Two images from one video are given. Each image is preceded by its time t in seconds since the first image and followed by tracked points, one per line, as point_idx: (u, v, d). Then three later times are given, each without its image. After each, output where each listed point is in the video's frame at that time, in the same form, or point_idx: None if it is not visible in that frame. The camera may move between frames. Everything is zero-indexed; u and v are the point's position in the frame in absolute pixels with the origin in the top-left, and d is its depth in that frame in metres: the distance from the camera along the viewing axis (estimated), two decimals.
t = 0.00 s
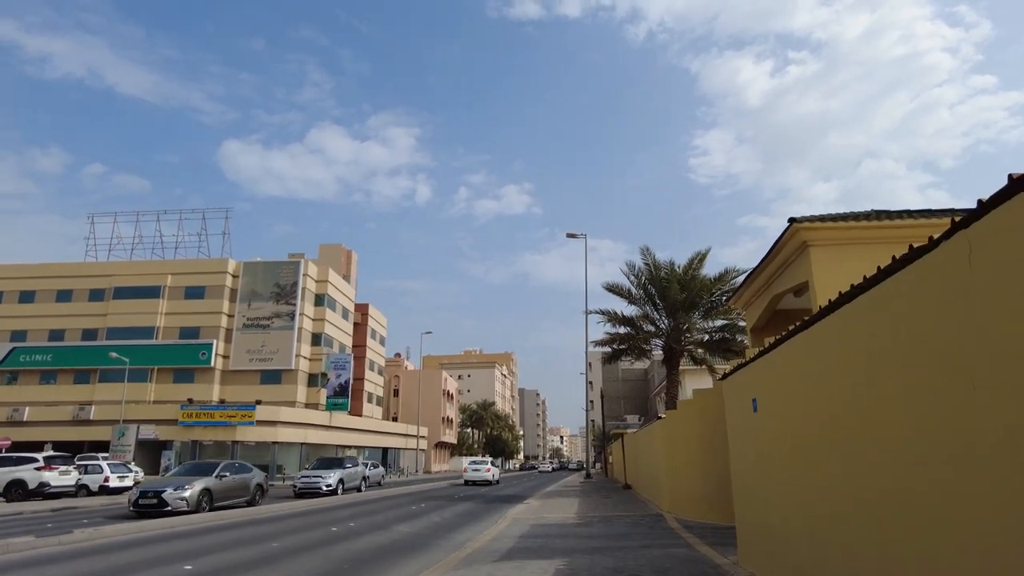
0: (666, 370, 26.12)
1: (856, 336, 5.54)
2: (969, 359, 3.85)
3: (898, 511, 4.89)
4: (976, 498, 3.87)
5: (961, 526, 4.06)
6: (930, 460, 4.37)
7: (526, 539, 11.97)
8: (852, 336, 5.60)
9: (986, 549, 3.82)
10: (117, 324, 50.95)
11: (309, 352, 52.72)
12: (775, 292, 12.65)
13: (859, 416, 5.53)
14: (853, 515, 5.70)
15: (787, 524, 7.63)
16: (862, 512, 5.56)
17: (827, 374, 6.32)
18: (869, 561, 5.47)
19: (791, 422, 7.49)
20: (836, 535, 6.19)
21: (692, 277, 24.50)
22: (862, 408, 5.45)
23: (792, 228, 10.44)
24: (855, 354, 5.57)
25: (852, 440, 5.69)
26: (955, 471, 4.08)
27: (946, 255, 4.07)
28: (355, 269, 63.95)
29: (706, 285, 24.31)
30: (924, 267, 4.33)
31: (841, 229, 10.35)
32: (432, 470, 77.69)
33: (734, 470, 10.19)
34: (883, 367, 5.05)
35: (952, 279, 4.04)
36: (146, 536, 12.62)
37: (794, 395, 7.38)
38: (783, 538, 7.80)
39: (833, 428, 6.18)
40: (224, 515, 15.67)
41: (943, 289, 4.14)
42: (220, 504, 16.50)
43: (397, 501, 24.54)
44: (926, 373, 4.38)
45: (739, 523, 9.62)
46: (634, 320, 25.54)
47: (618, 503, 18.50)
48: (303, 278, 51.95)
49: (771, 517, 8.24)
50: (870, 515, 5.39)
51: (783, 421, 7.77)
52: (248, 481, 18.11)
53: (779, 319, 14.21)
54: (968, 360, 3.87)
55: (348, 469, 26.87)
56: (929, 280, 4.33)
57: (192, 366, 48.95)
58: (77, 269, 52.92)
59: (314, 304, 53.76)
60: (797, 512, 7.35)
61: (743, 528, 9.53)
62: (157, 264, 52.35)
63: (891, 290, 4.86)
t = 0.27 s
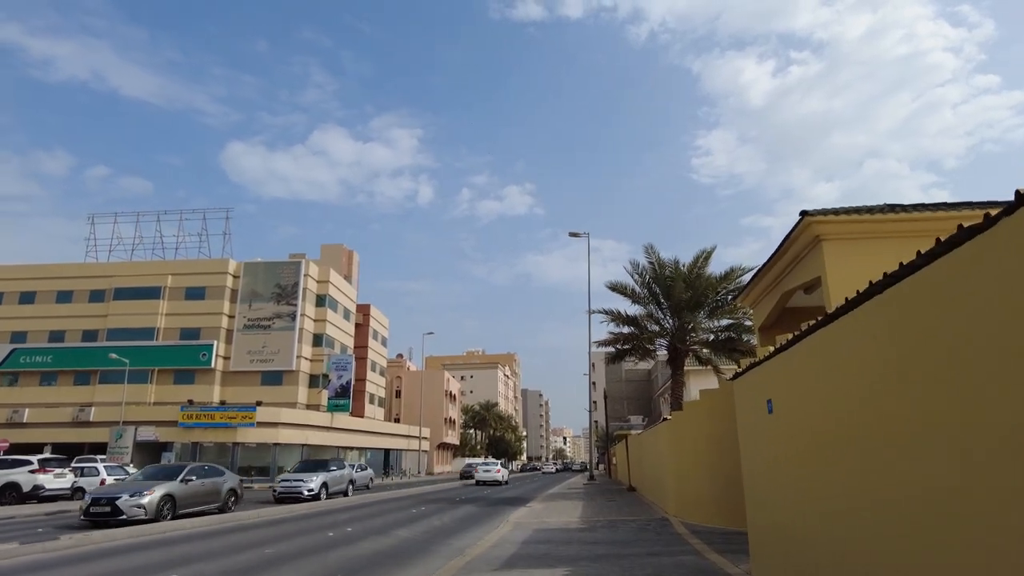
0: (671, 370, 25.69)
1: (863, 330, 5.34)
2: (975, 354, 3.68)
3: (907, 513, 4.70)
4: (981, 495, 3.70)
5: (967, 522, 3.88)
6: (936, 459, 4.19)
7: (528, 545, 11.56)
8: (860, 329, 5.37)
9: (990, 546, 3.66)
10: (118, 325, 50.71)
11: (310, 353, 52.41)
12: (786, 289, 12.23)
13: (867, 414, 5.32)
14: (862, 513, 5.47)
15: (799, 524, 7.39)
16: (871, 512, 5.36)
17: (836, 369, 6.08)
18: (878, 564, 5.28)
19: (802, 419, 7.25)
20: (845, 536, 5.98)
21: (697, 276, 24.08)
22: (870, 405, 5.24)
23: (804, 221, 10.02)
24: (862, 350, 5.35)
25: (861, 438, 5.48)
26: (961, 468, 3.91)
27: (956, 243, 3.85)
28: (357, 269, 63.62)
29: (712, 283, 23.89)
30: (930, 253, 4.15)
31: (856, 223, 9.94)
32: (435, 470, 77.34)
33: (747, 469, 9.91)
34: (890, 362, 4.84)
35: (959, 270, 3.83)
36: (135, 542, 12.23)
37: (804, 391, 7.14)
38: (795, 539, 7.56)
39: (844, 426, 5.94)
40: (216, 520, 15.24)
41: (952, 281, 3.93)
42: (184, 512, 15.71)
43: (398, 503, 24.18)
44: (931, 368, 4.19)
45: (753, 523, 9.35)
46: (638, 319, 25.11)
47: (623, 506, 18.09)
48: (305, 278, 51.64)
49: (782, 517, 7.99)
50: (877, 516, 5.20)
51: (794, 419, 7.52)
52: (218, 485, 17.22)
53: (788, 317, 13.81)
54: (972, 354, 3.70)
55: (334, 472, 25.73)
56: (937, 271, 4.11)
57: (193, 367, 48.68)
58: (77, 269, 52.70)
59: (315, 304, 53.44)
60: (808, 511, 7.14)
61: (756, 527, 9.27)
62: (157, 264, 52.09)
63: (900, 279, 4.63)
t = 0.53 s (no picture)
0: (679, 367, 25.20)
1: (878, 338, 5.82)
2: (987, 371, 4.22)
3: (916, 507, 5.27)
4: (986, 495, 4.29)
5: (970, 524, 4.50)
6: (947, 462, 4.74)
7: (534, 545, 11.14)
8: (874, 339, 5.87)
9: (990, 543, 4.28)
10: (121, 324, 50.52)
11: (315, 352, 52.11)
12: (801, 279, 11.78)
13: (880, 416, 5.82)
14: (872, 509, 6.06)
15: (805, 517, 7.96)
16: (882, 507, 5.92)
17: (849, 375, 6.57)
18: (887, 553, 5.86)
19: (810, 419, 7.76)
20: (855, 529, 6.56)
21: (705, 270, 23.60)
22: (883, 408, 5.76)
23: (822, 206, 9.57)
24: (877, 359, 5.85)
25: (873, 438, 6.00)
26: (966, 477, 4.50)
27: (966, 267, 4.36)
28: (361, 268, 63.29)
29: (720, 278, 23.43)
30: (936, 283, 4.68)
31: (876, 207, 9.46)
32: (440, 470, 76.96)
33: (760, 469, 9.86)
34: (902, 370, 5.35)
35: (970, 293, 4.35)
36: (126, 541, 11.82)
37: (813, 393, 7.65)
38: (800, 532, 8.10)
39: (854, 426, 6.45)
40: (210, 519, 14.81)
41: (963, 301, 4.43)
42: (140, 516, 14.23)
43: (401, 502, 23.79)
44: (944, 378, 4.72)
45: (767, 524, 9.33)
46: (645, 314, 24.65)
47: (632, 505, 17.65)
48: (308, 276, 51.34)
49: (789, 512, 8.51)
50: (889, 511, 5.76)
51: (803, 419, 7.98)
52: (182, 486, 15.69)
53: (803, 308, 13.35)
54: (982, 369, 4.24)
55: (315, 471, 24.29)
56: (948, 292, 4.62)
57: (196, 366, 48.42)
58: (81, 268, 52.51)
59: (319, 303, 53.13)
60: (815, 505, 7.70)
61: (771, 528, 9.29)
62: (160, 263, 51.86)
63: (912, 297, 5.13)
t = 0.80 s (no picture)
0: (684, 367, 24.78)
1: (881, 341, 5.77)
2: (979, 368, 4.17)
3: (920, 511, 5.17)
4: (982, 494, 4.22)
5: (973, 522, 4.36)
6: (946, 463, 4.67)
7: (534, 552, 10.73)
8: (876, 342, 5.82)
9: (991, 545, 4.15)
10: (121, 324, 50.25)
11: (316, 352, 51.80)
12: (811, 276, 11.40)
13: (884, 420, 5.76)
14: (883, 512, 5.89)
15: (811, 523, 7.87)
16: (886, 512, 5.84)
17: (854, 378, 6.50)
18: (891, 558, 5.76)
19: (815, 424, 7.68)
20: (860, 536, 6.47)
21: (710, 268, 23.22)
22: (887, 413, 5.67)
23: (835, 199, 9.17)
24: (880, 360, 5.80)
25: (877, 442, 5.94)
26: (970, 476, 4.35)
27: (961, 266, 4.34)
28: (363, 267, 62.92)
29: (726, 276, 23.04)
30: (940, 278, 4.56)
31: (891, 199, 9.08)
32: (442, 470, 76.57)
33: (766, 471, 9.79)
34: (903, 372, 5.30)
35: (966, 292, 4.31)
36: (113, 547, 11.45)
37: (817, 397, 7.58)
38: (807, 539, 8.00)
39: (859, 430, 6.38)
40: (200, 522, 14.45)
41: (959, 301, 4.39)
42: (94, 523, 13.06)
43: (401, 504, 23.40)
44: (942, 379, 4.66)
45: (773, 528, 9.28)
46: (649, 313, 24.26)
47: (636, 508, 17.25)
48: (310, 276, 51.02)
49: (796, 519, 8.40)
50: (893, 517, 5.67)
51: (809, 423, 7.91)
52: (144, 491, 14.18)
53: (811, 306, 12.98)
54: (981, 370, 4.16)
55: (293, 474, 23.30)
56: (953, 288, 4.48)
57: (197, 366, 48.12)
58: (81, 268, 52.27)
59: (320, 302, 52.80)
60: (821, 511, 7.61)
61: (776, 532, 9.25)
62: (160, 262, 51.55)
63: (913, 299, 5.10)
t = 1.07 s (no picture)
0: (684, 365, 24.42)
1: (905, 326, 5.74)
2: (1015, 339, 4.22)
3: (947, 497, 5.13)
4: None
5: None
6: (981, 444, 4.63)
7: (532, 552, 10.36)
8: (898, 329, 5.79)
9: None
10: (117, 322, 49.86)
11: (313, 351, 51.43)
12: (817, 267, 11.06)
13: (906, 407, 5.72)
14: (912, 504, 5.68)
15: (817, 516, 7.80)
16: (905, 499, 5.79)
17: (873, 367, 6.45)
18: (912, 545, 5.71)
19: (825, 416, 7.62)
20: (874, 525, 6.42)
21: (711, 264, 22.86)
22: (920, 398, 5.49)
23: (844, 185, 8.80)
24: (904, 346, 5.76)
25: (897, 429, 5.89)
26: None
27: (999, 243, 4.31)
28: (361, 266, 62.54)
29: (727, 273, 22.69)
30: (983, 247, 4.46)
31: (900, 186, 8.73)
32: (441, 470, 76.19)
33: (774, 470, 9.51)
34: (932, 355, 5.26)
35: (1008, 269, 4.27)
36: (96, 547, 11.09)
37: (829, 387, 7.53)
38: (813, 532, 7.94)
39: (877, 419, 6.34)
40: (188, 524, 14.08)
41: (999, 279, 4.36)
42: (15, 531, 10.58)
43: (397, 504, 23.05)
44: (980, 359, 4.62)
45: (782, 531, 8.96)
46: (650, 310, 23.90)
47: (638, 508, 16.89)
48: (307, 274, 50.66)
49: (802, 512, 8.32)
50: (915, 503, 5.62)
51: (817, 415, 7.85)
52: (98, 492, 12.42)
53: (816, 299, 12.64)
54: None
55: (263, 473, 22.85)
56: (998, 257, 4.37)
57: (193, 364, 47.75)
58: (77, 266, 51.87)
59: (318, 301, 52.42)
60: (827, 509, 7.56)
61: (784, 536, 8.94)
62: (157, 261, 51.17)
63: (944, 282, 5.07)
